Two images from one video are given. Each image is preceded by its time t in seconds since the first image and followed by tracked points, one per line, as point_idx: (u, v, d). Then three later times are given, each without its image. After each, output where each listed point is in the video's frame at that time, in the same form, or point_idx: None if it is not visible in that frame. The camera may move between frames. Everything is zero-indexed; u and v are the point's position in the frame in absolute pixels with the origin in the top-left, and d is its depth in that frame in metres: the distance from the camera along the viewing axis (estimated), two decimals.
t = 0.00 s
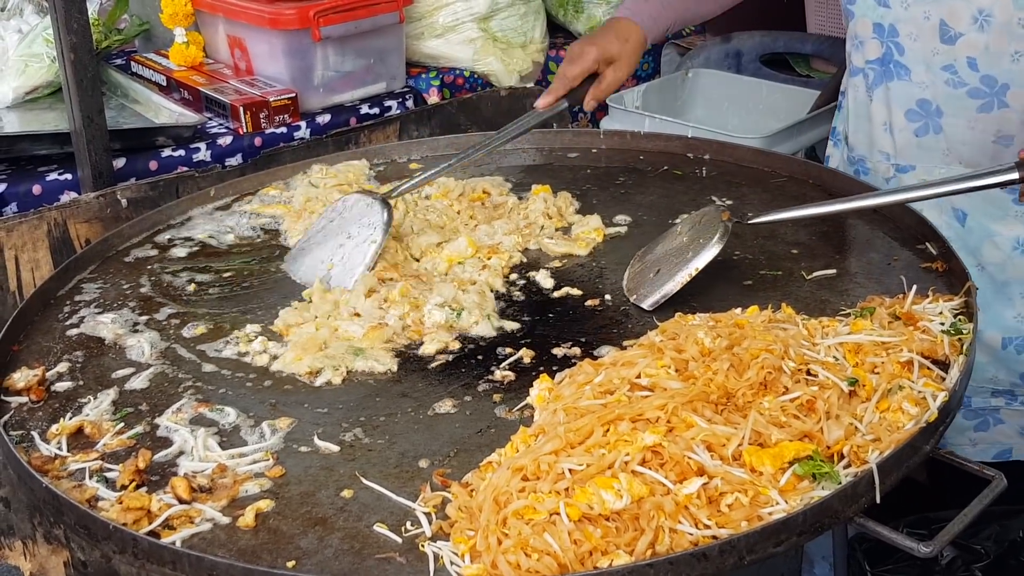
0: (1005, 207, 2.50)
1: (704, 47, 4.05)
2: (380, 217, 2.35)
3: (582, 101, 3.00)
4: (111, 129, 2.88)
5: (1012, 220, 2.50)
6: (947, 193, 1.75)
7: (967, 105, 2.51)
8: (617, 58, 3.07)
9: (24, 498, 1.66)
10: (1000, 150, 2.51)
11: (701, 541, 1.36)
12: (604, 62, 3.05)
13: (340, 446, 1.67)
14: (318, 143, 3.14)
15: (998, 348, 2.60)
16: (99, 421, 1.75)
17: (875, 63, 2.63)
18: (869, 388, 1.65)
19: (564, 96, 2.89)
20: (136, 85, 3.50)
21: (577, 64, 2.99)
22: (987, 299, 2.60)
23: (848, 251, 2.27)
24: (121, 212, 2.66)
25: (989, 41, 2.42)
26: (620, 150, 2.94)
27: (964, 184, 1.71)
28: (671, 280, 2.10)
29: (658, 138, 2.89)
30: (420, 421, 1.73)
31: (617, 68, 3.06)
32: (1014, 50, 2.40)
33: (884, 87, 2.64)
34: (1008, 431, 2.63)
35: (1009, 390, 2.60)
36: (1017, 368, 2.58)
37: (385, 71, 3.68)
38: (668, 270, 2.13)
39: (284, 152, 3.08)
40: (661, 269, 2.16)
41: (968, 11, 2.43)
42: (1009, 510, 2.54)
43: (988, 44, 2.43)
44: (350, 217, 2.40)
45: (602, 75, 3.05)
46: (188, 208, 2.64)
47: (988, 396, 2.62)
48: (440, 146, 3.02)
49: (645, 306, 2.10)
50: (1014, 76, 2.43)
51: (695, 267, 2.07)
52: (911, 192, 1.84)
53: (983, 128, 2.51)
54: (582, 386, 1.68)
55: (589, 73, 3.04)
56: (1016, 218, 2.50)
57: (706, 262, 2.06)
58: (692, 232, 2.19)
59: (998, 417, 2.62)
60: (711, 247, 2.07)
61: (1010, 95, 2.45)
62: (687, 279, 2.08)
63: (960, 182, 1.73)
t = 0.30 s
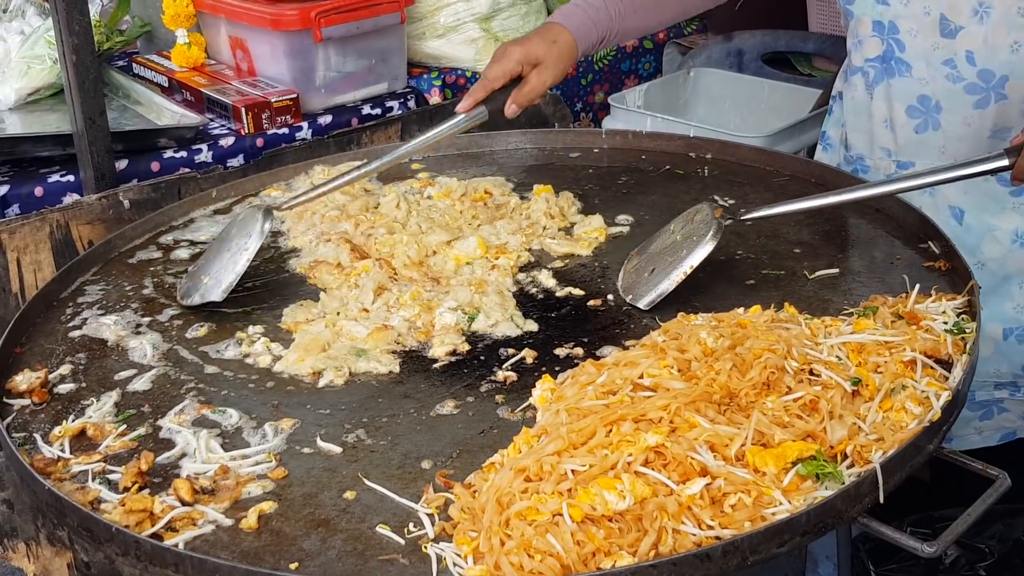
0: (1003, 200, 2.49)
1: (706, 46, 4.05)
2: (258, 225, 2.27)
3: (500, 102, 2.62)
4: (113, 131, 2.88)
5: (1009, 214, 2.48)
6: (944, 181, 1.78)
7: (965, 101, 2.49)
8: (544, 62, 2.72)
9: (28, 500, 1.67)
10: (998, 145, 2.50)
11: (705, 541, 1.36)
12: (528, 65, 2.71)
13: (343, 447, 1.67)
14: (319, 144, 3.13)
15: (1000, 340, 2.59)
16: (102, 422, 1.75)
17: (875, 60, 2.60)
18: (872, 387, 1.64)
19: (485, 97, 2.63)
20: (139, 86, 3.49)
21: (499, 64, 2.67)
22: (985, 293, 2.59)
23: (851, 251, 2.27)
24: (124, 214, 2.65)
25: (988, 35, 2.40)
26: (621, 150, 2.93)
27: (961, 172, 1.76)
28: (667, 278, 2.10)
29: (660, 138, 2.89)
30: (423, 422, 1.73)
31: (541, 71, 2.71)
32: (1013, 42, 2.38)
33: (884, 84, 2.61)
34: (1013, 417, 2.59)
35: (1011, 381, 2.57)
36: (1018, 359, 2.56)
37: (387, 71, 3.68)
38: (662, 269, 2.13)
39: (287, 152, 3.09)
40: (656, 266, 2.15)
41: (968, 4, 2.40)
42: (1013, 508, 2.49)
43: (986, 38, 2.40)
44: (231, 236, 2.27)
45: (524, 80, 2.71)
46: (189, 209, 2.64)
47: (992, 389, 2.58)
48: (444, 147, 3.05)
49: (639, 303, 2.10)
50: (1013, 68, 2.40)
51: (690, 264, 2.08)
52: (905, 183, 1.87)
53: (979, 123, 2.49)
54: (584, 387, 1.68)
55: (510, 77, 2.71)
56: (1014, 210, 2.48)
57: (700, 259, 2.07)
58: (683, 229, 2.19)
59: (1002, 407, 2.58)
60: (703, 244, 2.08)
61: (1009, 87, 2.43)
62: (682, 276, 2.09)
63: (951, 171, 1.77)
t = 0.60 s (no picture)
0: (1005, 191, 2.51)
1: (708, 46, 4.05)
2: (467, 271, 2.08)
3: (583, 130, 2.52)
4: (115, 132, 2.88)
5: (1010, 205, 2.51)
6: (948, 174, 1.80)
7: (961, 89, 2.52)
8: (622, 90, 2.57)
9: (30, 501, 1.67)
10: (995, 132, 2.53)
11: (707, 541, 1.36)
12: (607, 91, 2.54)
13: (346, 448, 1.67)
14: (321, 144, 3.13)
15: (1002, 338, 2.59)
16: (105, 423, 1.75)
17: (872, 53, 2.62)
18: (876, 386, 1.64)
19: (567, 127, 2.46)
20: (141, 87, 3.50)
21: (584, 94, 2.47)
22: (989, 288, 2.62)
23: (854, 250, 2.27)
24: (126, 214, 2.66)
25: (980, 23, 2.42)
26: (624, 149, 2.93)
27: (967, 164, 1.78)
28: (669, 277, 2.11)
29: (663, 137, 2.88)
30: (426, 422, 1.73)
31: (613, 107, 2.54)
32: (1005, 29, 2.40)
33: (882, 76, 2.63)
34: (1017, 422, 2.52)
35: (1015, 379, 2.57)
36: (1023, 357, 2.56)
37: (389, 71, 3.68)
38: (664, 268, 2.14)
39: (289, 153, 3.09)
40: (657, 266, 2.17)
41: None
42: (1017, 507, 2.50)
43: (979, 26, 2.42)
44: (425, 267, 2.11)
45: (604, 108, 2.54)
46: (192, 210, 2.64)
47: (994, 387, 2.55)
48: (446, 147, 3.05)
49: (643, 302, 2.11)
50: (1006, 54, 2.43)
51: (692, 263, 2.10)
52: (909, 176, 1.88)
53: (977, 111, 2.52)
54: (587, 386, 1.68)
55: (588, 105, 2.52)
56: (1015, 202, 2.51)
57: (702, 258, 2.10)
58: (684, 227, 2.21)
59: (1007, 410, 2.52)
60: (706, 242, 2.11)
61: (1004, 74, 2.45)
62: (685, 275, 2.11)
63: (952, 166, 1.79)
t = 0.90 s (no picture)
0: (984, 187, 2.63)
1: (709, 45, 4.05)
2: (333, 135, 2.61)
3: (549, 37, 2.88)
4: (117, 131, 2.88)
5: (988, 201, 2.63)
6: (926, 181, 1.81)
7: (949, 81, 2.62)
8: (592, 11, 2.95)
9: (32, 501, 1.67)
10: (979, 127, 2.62)
11: (709, 539, 1.36)
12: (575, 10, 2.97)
13: (347, 447, 1.67)
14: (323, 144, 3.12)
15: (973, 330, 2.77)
16: (107, 423, 1.75)
17: (874, 38, 2.73)
18: (877, 384, 1.64)
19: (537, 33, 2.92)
20: (142, 87, 3.50)
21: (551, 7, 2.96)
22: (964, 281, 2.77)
23: (856, 248, 2.26)
24: (128, 214, 2.66)
25: (971, 17, 2.52)
26: (625, 148, 2.93)
27: (947, 172, 1.80)
28: (641, 283, 2.08)
29: (664, 136, 2.88)
30: (428, 421, 1.73)
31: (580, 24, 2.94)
32: (994, 25, 2.49)
33: (880, 62, 2.73)
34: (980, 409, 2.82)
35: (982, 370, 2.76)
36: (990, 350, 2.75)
37: (390, 71, 3.67)
38: (637, 274, 2.11)
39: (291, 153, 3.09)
40: (630, 271, 2.14)
41: None
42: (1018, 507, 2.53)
43: (971, 19, 2.52)
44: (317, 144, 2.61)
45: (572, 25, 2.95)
46: (193, 209, 2.65)
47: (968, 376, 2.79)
48: (447, 146, 3.05)
49: (614, 309, 2.08)
50: (993, 51, 2.52)
51: (663, 268, 2.06)
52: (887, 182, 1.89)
53: (962, 104, 2.62)
54: (589, 385, 1.68)
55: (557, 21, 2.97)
56: (994, 199, 2.63)
57: (673, 263, 2.05)
58: (660, 233, 2.17)
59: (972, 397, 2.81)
60: (679, 247, 2.06)
61: (990, 70, 2.54)
62: (657, 280, 2.07)
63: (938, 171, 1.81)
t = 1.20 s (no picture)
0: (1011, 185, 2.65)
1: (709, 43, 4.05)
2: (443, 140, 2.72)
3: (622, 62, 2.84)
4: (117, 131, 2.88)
5: (1013, 200, 2.65)
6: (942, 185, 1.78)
7: (980, 73, 2.78)
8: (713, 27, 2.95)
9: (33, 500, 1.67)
10: (1008, 122, 2.78)
11: (710, 537, 1.36)
12: (696, 30, 2.95)
13: (348, 445, 1.67)
14: (323, 143, 3.12)
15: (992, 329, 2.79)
16: (107, 422, 1.75)
17: (905, 28, 2.90)
18: (878, 382, 1.64)
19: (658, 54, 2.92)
20: (142, 86, 3.51)
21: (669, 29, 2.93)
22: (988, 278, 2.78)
23: (857, 246, 2.26)
24: (128, 213, 2.65)
25: (1001, 10, 2.68)
26: (625, 146, 2.93)
27: (967, 173, 1.77)
28: (653, 281, 2.08)
29: (665, 134, 2.88)
30: (428, 420, 1.73)
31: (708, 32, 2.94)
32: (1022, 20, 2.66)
33: (910, 52, 2.91)
34: (998, 412, 2.84)
35: (1001, 372, 2.78)
36: (1010, 351, 2.75)
37: (390, 69, 3.67)
38: (651, 272, 2.11)
39: (291, 152, 3.08)
40: (644, 270, 2.14)
41: None
42: (1018, 505, 2.55)
43: (1000, 13, 2.68)
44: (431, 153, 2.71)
45: (694, 44, 2.95)
46: (194, 208, 2.65)
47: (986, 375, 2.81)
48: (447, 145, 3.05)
49: (626, 306, 2.09)
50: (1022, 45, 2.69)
51: (676, 267, 2.06)
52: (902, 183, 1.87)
53: (991, 98, 2.78)
54: (589, 383, 1.68)
55: (679, 42, 2.96)
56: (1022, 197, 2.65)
57: (687, 262, 2.05)
58: (675, 231, 2.17)
59: (990, 398, 2.82)
60: (692, 246, 2.05)
61: (1019, 65, 2.71)
62: (670, 277, 2.07)
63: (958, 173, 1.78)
